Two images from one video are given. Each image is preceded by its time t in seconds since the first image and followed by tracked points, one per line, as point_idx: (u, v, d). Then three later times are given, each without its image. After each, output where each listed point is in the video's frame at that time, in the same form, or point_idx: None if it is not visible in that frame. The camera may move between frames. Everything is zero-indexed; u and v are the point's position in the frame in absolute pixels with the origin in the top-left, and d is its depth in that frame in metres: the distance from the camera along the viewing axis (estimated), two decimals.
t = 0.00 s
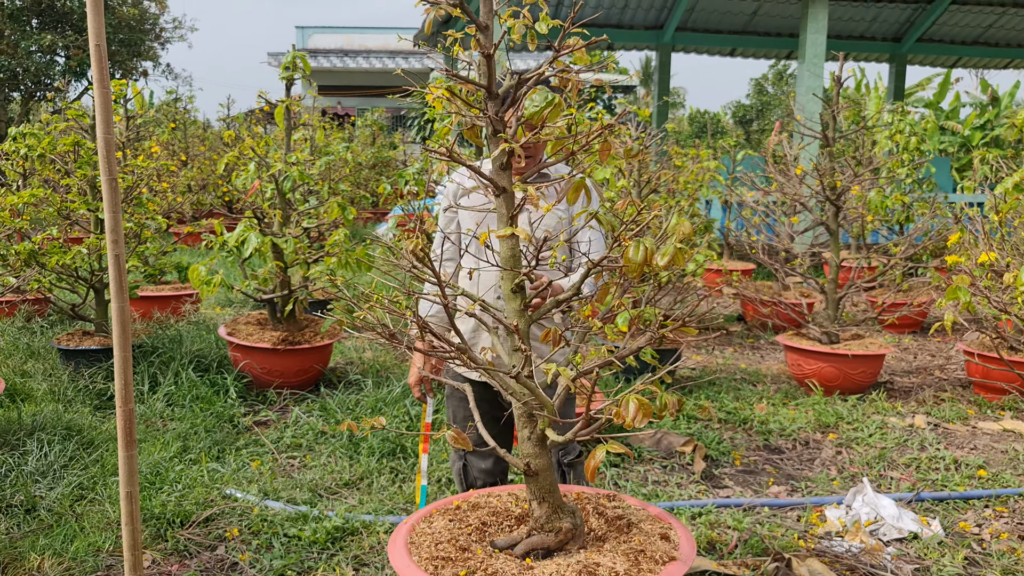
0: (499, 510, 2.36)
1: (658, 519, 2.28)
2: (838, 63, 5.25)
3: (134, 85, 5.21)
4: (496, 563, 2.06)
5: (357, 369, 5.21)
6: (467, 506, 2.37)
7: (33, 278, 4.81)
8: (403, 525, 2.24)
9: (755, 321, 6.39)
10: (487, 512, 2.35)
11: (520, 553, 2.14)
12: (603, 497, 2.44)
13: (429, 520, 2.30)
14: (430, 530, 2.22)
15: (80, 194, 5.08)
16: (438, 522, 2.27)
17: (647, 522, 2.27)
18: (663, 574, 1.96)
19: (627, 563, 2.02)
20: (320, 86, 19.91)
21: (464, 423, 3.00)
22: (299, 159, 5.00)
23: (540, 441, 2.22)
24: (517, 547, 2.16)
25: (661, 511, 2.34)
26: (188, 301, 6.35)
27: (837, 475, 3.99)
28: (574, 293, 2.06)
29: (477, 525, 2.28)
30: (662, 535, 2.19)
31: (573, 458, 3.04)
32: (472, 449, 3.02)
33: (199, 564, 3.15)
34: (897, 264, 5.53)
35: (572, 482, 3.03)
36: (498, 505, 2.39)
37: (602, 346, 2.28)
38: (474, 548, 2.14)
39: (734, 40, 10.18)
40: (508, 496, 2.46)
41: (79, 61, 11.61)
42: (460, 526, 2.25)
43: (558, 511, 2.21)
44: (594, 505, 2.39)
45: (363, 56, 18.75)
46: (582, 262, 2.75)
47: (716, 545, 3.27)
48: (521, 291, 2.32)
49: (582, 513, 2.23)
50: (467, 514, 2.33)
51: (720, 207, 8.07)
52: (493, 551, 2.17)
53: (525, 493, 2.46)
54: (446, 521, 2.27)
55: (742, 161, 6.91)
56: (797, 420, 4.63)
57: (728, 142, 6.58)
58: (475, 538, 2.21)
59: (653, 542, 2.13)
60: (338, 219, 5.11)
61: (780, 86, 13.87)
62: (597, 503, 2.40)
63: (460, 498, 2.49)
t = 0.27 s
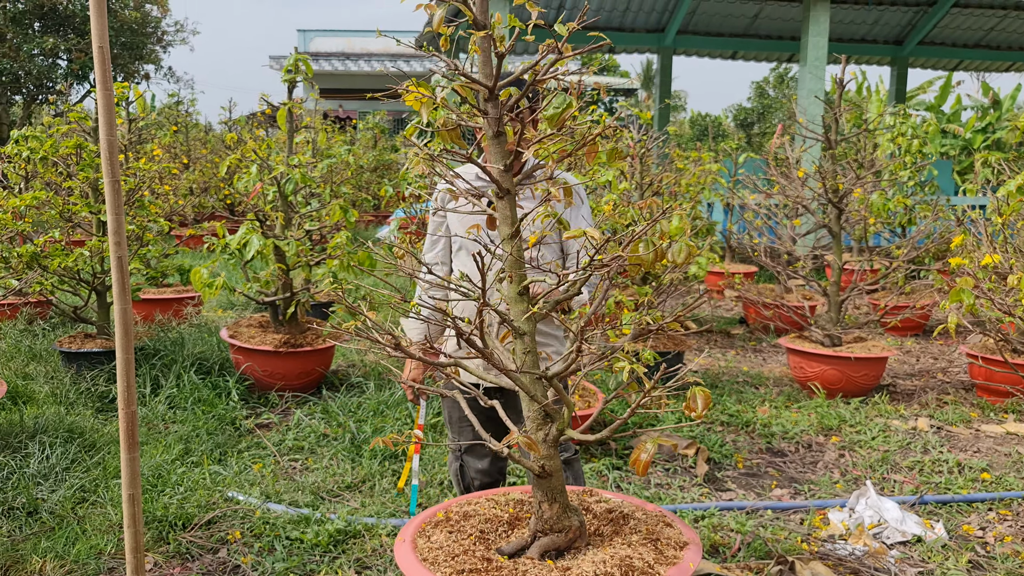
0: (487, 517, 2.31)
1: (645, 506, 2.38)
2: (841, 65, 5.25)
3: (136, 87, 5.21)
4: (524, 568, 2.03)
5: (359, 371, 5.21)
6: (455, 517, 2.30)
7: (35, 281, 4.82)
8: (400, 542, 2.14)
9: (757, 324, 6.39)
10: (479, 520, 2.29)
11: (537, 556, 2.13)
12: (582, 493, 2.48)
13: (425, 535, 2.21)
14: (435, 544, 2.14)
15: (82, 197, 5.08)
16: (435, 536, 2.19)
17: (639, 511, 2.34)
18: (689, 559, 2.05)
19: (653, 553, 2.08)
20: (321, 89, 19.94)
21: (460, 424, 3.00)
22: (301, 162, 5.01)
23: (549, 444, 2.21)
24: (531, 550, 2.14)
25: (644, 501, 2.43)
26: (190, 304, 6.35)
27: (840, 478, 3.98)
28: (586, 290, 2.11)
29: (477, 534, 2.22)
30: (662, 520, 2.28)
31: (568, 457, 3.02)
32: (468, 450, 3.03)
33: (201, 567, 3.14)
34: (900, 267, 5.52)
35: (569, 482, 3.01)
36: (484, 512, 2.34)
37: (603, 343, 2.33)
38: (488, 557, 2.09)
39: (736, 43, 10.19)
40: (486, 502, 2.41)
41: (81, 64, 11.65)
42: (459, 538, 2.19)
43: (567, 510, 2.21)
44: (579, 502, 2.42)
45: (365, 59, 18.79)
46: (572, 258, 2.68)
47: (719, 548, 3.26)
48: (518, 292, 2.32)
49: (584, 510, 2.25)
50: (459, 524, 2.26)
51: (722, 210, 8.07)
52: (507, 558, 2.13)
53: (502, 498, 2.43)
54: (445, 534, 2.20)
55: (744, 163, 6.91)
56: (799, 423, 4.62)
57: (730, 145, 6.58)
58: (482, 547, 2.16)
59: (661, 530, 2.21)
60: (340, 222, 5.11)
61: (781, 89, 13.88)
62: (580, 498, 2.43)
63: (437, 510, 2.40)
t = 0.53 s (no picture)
0: (478, 521, 2.26)
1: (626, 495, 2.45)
2: (843, 65, 5.24)
3: (138, 88, 5.21)
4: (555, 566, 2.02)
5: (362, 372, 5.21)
6: (450, 526, 2.22)
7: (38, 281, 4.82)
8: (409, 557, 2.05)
9: (760, 324, 6.38)
10: (475, 526, 2.23)
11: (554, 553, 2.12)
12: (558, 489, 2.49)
13: (430, 547, 2.13)
14: (448, 555, 2.07)
15: (84, 197, 5.08)
16: (441, 548, 2.11)
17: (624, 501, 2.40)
18: (699, 542, 2.14)
19: (668, 538, 2.15)
20: (323, 90, 19.96)
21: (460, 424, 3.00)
22: (304, 162, 5.01)
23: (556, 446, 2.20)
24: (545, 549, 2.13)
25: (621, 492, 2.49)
26: (192, 304, 6.35)
27: (844, 479, 3.98)
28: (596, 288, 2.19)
29: (480, 540, 2.17)
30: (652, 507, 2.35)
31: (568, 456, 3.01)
32: (468, 450, 3.03)
33: (204, 567, 3.14)
34: (902, 267, 5.51)
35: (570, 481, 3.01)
36: (475, 517, 2.27)
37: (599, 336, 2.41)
38: (508, 561, 2.05)
39: (737, 44, 10.18)
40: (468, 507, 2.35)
41: (83, 65, 11.66)
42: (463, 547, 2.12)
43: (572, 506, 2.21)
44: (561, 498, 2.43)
45: (366, 59, 18.80)
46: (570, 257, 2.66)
47: (722, 548, 3.26)
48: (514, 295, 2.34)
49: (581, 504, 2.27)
50: (457, 533, 2.19)
51: (724, 210, 8.07)
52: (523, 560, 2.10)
53: (482, 501, 2.38)
54: (453, 545, 2.12)
55: (746, 164, 6.90)
56: (802, 423, 4.62)
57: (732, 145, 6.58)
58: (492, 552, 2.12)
59: (659, 515, 2.29)
60: (342, 222, 5.11)
61: (783, 89, 13.87)
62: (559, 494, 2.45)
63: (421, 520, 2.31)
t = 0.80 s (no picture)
0: (472, 528, 2.20)
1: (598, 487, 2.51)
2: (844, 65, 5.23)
3: (139, 87, 5.21)
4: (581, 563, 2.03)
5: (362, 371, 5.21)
6: (449, 536, 2.15)
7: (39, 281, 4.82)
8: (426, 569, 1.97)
9: (761, 324, 6.38)
10: (474, 535, 2.17)
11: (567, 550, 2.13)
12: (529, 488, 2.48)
13: (442, 559, 2.05)
14: (470, 565, 2.00)
15: (85, 196, 5.08)
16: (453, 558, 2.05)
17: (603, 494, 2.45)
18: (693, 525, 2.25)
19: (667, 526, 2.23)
20: (323, 90, 19.97)
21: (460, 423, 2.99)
22: (304, 161, 5.01)
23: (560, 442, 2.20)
24: (555, 547, 2.13)
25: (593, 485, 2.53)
26: (193, 304, 6.35)
27: (845, 478, 3.98)
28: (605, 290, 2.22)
29: (489, 546, 2.12)
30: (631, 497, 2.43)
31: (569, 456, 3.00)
32: (468, 449, 3.04)
33: (204, 566, 3.14)
34: (903, 266, 5.51)
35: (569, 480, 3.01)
36: (467, 524, 2.22)
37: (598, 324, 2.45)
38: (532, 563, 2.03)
39: (738, 43, 10.18)
40: (452, 514, 2.29)
41: (83, 65, 11.66)
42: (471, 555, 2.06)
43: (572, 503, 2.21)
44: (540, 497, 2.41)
45: (366, 59, 18.81)
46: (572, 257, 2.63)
47: (723, 548, 3.26)
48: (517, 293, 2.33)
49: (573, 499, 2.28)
50: (459, 542, 2.13)
51: (725, 209, 8.07)
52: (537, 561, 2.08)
53: (466, 508, 2.31)
54: (464, 556, 2.06)
55: (747, 163, 6.89)
56: (803, 423, 4.61)
57: (732, 145, 6.57)
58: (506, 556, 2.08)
59: (645, 505, 2.37)
60: (343, 221, 5.11)
61: (783, 88, 13.87)
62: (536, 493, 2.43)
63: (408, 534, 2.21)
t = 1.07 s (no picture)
0: (471, 534, 2.17)
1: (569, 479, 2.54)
2: (844, 62, 5.22)
3: (139, 86, 5.21)
4: (599, 554, 2.06)
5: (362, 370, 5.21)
6: (455, 545, 2.10)
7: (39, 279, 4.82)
8: None
9: (761, 322, 6.38)
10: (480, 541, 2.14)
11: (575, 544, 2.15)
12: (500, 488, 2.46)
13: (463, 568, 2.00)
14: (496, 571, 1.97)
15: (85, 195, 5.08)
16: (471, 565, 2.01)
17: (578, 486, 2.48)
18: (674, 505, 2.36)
19: (656, 510, 2.31)
20: (323, 88, 19.96)
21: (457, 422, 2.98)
22: (304, 160, 5.01)
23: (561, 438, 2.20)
24: (560, 542, 2.15)
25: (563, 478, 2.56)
26: (193, 302, 6.35)
27: (844, 476, 3.98)
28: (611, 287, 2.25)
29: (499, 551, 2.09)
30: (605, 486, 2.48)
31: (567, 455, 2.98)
32: (466, 447, 3.03)
33: (204, 564, 3.15)
34: (903, 264, 5.51)
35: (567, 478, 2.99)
36: (465, 531, 2.18)
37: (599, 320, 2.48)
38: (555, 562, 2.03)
39: (738, 41, 10.17)
40: (441, 522, 2.24)
41: (83, 63, 11.66)
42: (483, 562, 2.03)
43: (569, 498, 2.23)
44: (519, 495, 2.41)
45: (366, 57, 18.81)
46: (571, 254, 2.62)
47: (723, 546, 3.26)
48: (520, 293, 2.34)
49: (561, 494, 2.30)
50: (467, 551, 2.09)
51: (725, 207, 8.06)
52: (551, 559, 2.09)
53: (452, 515, 2.26)
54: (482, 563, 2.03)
55: (747, 161, 6.89)
56: (803, 421, 4.61)
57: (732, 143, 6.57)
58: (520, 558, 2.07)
59: (625, 493, 2.44)
60: (343, 220, 5.11)
61: (783, 87, 13.87)
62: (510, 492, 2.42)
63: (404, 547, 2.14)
